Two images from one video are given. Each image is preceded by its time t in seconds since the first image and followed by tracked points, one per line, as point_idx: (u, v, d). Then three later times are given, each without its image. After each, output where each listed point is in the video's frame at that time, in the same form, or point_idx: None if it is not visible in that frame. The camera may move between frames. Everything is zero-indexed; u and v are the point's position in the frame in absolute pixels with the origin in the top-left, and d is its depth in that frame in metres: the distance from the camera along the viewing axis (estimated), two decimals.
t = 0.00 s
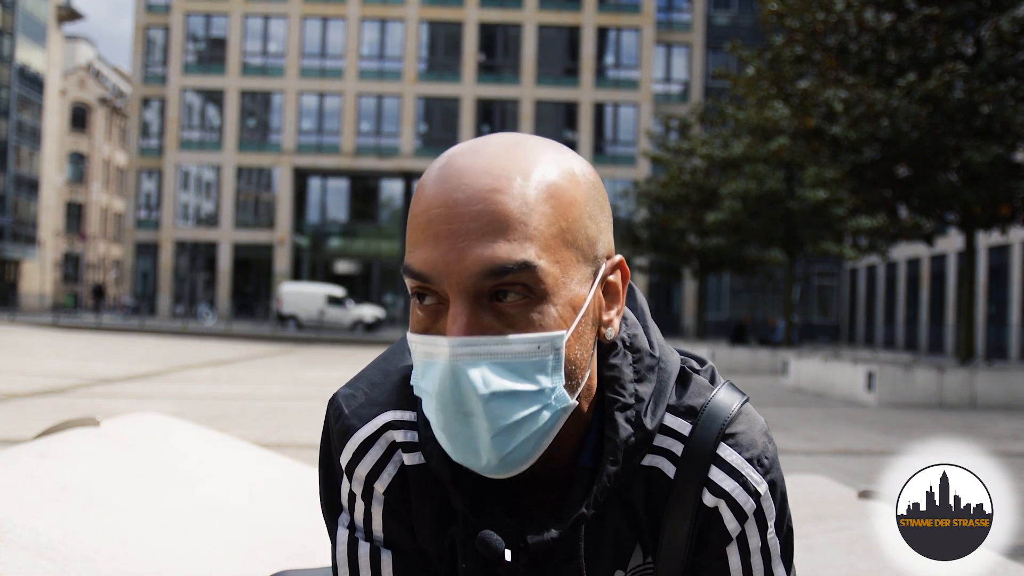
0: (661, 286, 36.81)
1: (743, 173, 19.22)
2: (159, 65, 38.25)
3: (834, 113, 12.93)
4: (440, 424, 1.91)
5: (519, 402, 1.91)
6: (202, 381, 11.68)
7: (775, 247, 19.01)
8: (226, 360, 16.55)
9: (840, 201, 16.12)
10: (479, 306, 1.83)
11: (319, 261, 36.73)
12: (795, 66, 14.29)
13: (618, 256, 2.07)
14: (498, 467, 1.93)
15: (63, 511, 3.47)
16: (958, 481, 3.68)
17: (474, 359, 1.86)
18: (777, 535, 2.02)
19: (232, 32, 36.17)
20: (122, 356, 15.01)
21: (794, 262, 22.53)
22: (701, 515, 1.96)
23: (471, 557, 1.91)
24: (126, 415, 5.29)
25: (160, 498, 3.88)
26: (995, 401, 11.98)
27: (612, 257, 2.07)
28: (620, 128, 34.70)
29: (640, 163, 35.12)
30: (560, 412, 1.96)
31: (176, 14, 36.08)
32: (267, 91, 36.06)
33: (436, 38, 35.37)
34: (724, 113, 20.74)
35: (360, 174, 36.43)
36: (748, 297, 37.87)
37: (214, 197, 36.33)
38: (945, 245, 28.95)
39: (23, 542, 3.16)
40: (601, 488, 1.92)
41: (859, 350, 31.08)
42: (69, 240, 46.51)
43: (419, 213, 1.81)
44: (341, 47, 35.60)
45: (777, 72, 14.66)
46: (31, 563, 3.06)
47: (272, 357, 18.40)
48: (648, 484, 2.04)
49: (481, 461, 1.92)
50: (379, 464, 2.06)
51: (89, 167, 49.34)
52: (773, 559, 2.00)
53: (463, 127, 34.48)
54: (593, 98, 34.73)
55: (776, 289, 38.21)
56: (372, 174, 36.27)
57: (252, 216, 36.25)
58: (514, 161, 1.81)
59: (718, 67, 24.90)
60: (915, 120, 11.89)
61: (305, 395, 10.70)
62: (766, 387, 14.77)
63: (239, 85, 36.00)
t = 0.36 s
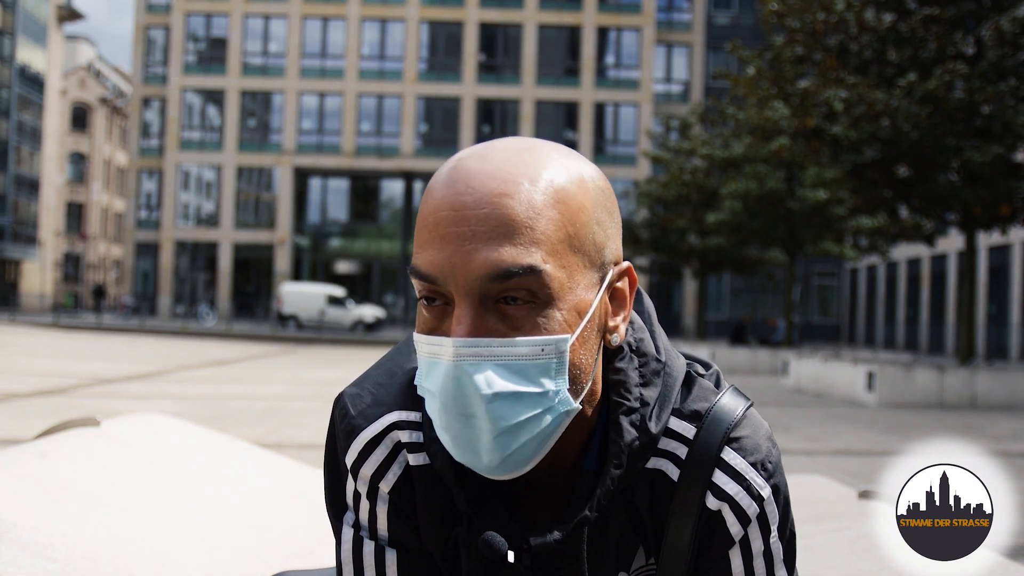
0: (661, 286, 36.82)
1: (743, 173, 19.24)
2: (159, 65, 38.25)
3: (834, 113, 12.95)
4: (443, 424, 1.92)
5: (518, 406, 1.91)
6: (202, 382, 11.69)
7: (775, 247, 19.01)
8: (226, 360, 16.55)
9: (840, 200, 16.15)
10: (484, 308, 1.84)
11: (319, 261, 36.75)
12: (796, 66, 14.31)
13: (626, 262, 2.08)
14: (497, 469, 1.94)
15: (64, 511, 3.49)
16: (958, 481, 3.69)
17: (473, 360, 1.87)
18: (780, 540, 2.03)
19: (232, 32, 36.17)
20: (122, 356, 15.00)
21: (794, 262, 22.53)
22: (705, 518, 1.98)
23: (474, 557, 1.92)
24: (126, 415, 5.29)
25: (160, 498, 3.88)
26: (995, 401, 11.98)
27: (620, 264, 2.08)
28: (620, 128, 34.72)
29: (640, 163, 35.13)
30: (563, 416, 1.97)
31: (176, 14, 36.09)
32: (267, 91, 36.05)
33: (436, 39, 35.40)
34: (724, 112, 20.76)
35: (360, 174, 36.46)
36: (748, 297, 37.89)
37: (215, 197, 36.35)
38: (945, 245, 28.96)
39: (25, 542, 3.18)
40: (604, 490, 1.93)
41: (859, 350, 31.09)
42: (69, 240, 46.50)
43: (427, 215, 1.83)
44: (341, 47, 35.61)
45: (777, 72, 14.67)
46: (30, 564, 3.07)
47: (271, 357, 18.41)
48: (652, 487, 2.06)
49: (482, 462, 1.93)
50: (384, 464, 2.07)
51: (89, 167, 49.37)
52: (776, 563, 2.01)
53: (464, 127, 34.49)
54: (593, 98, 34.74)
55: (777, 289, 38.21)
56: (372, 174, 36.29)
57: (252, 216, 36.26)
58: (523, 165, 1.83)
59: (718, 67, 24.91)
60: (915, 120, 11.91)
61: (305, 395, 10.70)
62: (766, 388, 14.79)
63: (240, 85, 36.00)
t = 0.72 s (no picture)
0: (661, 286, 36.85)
1: (743, 173, 19.26)
2: (159, 65, 38.24)
3: (834, 113, 12.96)
4: (479, 415, 1.92)
5: (555, 396, 1.92)
6: (203, 381, 11.70)
7: (775, 247, 19.00)
8: (226, 360, 16.55)
9: (840, 200, 16.18)
10: (527, 302, 1.86)
11: (319, 261, 36.77)
12: (795, 66, 14.34)
13: (652, 265, 2.10)
14: (532, 459, 1.95)
15: (64, 510, 3.49)
16: (958, 481, 3.68)
17: (521, 351, 1.88)
18: (786, 527, 2.05)
19: (232, 32, 36.19)
20: (122, 356, 15.00)
21: (793, 262, 22.55)
22: (714, 506, 1.98)
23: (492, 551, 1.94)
24: (126, 415, 5.29)
25: (160, 498, 3.88)
26: (995, 401, 11.98)
27: (646, 267, 2.10)
28: (620, 128, 34.72)
29: (640, 163, 35.14)
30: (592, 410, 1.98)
31: (176, 14, 36.10)
32: (267, 91, 36.04)
33: (436, 39, 35.41)
34: (724, 112, 20.80)
35: (360, 174, 36.46)
36: (748, 297, 37.92)
37: (214, 198, 36.34)
38: (945, 245, 28.97)
39: (25, 540, 3.18)
40: (620, 479, 1.94)
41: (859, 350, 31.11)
42: (69, 241, 46.52)
43: (470, 207, 1.83)
44: (342, 47, 35.63)
45: (777, 72, 14.80)
46: (29, 563, 3.07)
47: (271, 357, 18.44)
48: (663, 476, 2.06)
49: (512, 451, 1.93)
50: (400, 461, 2.05)
51: (89, 167, 49.40)
52: (781, 552, 2.04)
53: (464, 127, 34.49)
54: (593, 98, 34.72)
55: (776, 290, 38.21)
56: (372, 174, 36.30)
57: (252, 216, 36.25)
58: (564, 161, 1.85)
59: (718, 67, 24.92)
60: (915, 120, 11.91)
61: (305, 395, 10.71)
62: (767, 388, 14.83)
63: (240, 85, 35.99)
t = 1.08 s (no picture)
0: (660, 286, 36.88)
1: (743, 173, 19.27)
2: (159, 65, 38.22)
3: (834, 113, 12.97)
4: (517, 403, 1.90)
5: (595, 390, 1.92)
6: (203, 381, 11.72)
7: (775, 247, 18.99)
8: (227, 360, 16.57)
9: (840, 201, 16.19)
10: (573, 294, 1.86)
11: (319, 261, 36.78)
12: (795, 66, 14.38)
13: (691, 267, 2.12)
14: (572, 449, 1.93)
15: (63, 511, 3.48)
16: (958, 481, 3.68)
17: (564, 341, 1.89)
18: (805, 526, 2.07)
19: (233, 32, 36.23)
20: (123, 356, 15.02)
21: (793, 262, 22.58)
22: (738, 501, 1.99)
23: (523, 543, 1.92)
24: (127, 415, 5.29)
25: (158, 498, 3.87)
26: (995, 400, 11.99)
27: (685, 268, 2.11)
28: (620, 128, 34.73)
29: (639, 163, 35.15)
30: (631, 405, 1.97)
31: (176, 14, 36.15)
32: (267, 91, 36.07)
33: (436, 39, 35.45)
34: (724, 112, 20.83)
35: (361, 174, 36.48)
36: (748, 297, 37.94)
37: (215, 197, 36.36)
38: (945, 245, 28.95)
39: (24, 541, 3.18)
40: (651, 473, 1.94)
41: (859, 350, 31.08)
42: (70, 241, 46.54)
43: (520, 196, 1.84)
44: (342, 47, 35.67)
45: (777, 72, 14.91)
46: (31, 563, 3.07)
47: (271, 357, 18.44)
48: (688, 471, 2.07)
49: (547, 441, 1.91)
50: (430, 454, 2.01)
51: (89, 167, 49.44)
52: (800, 551, 2.05)
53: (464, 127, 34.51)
54: (593, 98, 34.72)
55: (776, 289, 38.21)
56: (372, 174, 36.30)
57: (252, 216, 36.26)
58: (615, 157, 1.86)
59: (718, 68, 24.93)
60: (915, 120, 11.91)
61: (306, 395, 10.72)
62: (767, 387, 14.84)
63: (240, 85, 36.01)
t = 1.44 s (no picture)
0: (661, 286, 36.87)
1: (743, 173, 19.25)
2: (159, 65, 38.17)
3: (834, 113, 12.96)
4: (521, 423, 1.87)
5: (601, 416, 1.88)
6: (202, 381, 11.71)
7: (775, 247, 18.97)
8: (227, 360, 16.55)
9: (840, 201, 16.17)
10: (584, 315, 1.80)
11: (319, 261, 36.78)
12: (795, 66, 14.37)
13: (708, 289, 2.06)
14: (582, 464, 1.90)
15: (65, 511, 3.48)
16: (958, 481, 3.67)
17: (568, 366, 1.83)
18: (809, 545, 2.06)
19: (233, 32, 36.23)
20: (123, 356, 15.00)
21: (793, 262, 22.58)
22: (740, 520, 1.98)
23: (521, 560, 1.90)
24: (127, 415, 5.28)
25: (158, 498, 3.87)
26: (996, 400, 11.99)
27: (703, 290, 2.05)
28: (620, 128, 34.74)
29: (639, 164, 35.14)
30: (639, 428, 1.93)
31: (176, 15, 36.16)
32: (267, 91, 36.06)
33: (436, 39, 35.46)
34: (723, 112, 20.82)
35: (361, 174, 36.48)
36: (748, 297, 37.94)
37: (214, 198, 36.33)
38: (945, 246, 28.94)
39: (26, 541, 3.17)
40: (654, 493, 1.92)
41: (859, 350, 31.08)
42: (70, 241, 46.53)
43: (538, 211, 1.76)
44: (342, 47, 35.67)
45: (777, 72, 14.97)
46: (30, 563, 3.06)
47: (272, 357, 18.45)
48: (692, 488, 2.05)
49: (548, 461, 1.88)
50: (430, 467, 2.00)
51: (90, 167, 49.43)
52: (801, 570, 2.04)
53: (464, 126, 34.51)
54: (593, 98, 34.73)
55: (777, 289, 38.20)
56: (373, 174, 36.30)
57: (252, 216, 36.26)
58: (635, 175, 1.78)
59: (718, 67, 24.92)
60: (915, 120, 11.89)
61: (305, 395, 10.72)
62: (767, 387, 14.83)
63: (240, 85, 36.00)
